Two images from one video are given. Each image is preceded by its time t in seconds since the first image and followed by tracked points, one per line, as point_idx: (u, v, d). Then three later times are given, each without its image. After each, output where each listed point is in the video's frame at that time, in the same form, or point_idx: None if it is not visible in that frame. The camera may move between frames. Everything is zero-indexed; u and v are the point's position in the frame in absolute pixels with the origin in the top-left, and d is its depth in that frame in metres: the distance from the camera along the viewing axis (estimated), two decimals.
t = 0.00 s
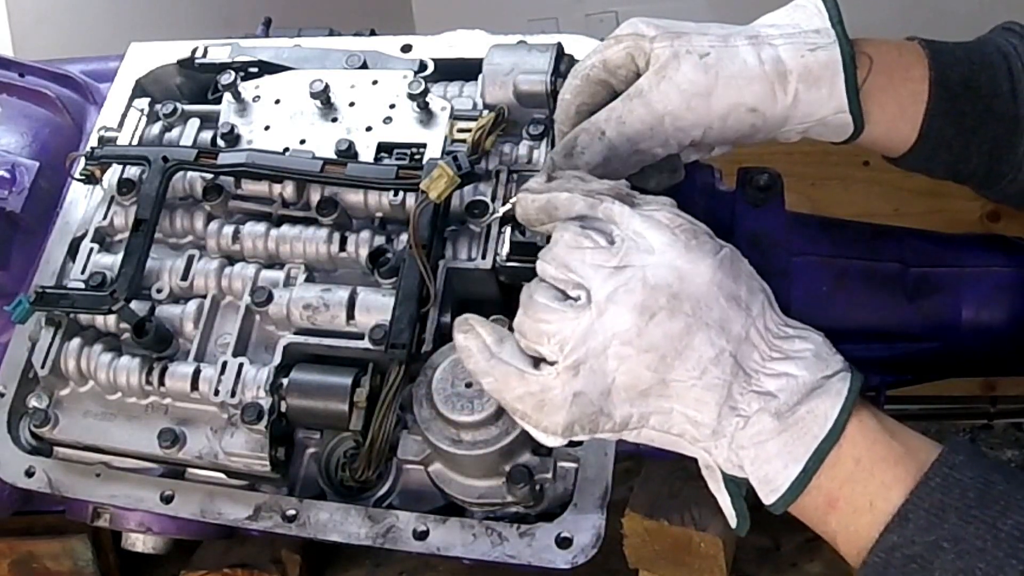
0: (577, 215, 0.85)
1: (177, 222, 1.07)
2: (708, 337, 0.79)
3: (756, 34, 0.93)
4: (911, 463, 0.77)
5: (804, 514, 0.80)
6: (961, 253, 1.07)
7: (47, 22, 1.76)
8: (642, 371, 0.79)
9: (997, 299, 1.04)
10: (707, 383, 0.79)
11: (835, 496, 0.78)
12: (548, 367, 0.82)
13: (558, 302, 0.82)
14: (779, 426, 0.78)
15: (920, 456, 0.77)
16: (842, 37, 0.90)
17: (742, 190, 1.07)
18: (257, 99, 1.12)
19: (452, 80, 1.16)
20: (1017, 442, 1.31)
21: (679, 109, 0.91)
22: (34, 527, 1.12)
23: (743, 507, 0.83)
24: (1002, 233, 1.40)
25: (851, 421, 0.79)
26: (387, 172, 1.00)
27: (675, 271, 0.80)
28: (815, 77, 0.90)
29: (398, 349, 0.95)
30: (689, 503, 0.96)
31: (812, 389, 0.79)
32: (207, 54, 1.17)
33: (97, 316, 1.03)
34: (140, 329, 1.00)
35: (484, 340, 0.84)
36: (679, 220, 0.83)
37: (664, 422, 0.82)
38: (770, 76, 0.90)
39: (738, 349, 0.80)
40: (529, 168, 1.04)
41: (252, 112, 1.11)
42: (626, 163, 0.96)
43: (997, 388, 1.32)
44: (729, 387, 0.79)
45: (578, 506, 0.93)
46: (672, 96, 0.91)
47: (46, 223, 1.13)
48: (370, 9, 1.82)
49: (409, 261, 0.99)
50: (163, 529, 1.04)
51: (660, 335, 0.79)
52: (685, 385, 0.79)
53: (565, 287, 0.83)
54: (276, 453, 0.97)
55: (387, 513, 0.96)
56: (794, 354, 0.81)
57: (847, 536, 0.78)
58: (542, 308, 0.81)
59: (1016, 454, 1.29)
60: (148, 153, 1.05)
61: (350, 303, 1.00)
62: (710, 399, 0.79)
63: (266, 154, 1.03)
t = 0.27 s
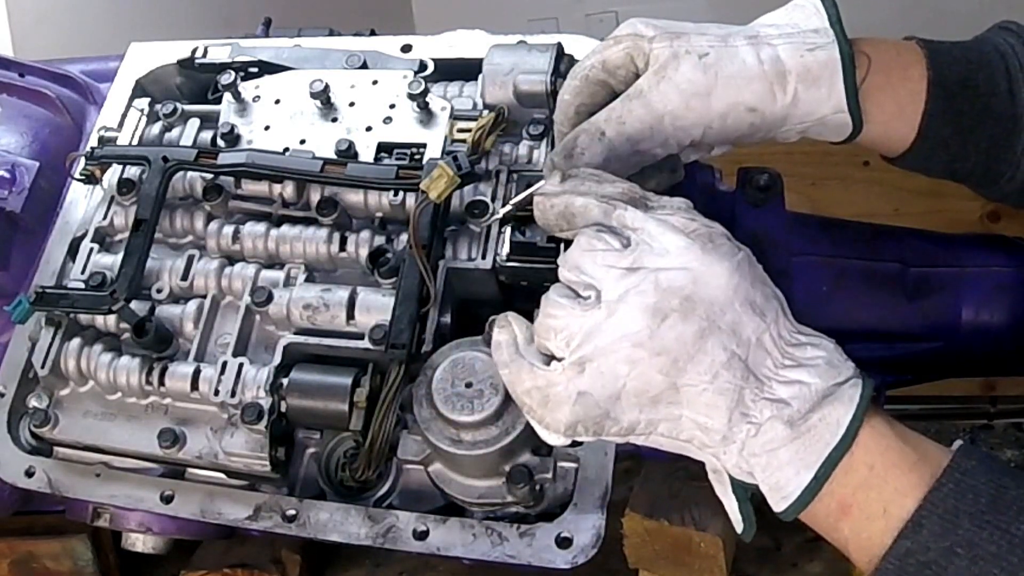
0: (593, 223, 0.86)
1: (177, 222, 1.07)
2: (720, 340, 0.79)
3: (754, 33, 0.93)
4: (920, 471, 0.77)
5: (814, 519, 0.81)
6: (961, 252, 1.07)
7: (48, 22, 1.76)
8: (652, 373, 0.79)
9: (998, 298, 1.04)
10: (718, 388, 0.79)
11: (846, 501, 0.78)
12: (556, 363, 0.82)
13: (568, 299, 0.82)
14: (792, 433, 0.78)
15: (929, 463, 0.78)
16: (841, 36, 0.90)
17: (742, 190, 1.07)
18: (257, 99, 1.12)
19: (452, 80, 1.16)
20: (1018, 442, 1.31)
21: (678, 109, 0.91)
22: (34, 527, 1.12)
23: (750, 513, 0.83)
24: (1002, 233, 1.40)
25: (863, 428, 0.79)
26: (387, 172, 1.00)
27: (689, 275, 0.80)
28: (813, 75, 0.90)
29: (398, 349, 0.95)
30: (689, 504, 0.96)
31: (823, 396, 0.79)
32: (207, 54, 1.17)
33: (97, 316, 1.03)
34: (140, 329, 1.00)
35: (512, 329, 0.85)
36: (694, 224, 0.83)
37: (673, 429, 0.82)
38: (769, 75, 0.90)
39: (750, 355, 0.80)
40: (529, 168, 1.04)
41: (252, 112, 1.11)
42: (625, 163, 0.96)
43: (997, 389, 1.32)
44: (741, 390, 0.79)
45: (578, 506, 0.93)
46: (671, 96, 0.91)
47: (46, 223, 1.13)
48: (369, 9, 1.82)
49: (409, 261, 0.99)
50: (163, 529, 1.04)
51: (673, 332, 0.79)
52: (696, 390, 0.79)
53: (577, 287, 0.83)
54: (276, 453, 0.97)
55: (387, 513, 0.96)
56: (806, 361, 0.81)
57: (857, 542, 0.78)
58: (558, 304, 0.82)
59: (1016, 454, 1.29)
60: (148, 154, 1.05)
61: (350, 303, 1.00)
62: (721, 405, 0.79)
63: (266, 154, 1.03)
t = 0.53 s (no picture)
0: (604, 232, 0.86)
1: (177, 222, 1.07)
2: (725, 346, 0.79)
3: (749, 30, 0.93)
4: (925, 475, 0.78)
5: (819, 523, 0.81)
6: (961, 252, 1.07)
7: (48, 22, 1.76)
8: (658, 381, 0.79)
9: (999, 298, 1.04)
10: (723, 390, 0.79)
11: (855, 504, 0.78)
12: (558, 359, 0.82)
13: (575, 300, 0.82)
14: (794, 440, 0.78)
15: (933, 467, 0.78)
16: (836, 30, 0.90)
17: (742, 190, 1.07)
18: (257, 99, 1.12)
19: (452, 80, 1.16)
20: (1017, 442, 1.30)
21: (676, 106, 0.91)
22: (34, 527, 1.12)
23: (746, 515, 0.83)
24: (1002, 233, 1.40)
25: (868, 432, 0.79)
26: (387, 172, 1.00)
27: (696, 282, 0.80)
28: (810, 70, 0.90)
29: (399, 349, 0.95)
30: (689, 504, 0.96)
31: (828, 403, 0.79)
32: (207, 54, 1.17)
33: (97, 316, 1.03)
34: (140, 329, 1.00)
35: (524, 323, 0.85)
36: (701, 231, 0.83)
37: (675, 434, 0.81)
38: (767, 70, 0.90)
39: (755, 360, 0.80)
40: (529, 168, 1.04)
41: (252, 112, 1.11)
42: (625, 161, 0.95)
43: (997, 389, 1.33)
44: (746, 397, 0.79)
45: (578, 506, 0.93)
46: (670, 94, 0.91)
47: (47, 223, 1.13)
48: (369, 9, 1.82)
49: (409, 261, 0.99)
50: (163, 530, 1.04)
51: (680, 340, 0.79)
52: (700, 395, 0.79)
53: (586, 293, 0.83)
54: (276, 452, 0.97)
55: (387, 513, 0.96)
56: (810, 368, 0.81)
57: (862, 546, 0.78)
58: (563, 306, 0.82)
59: (1016, 454, 1.28)
60: (148, 153, 1.05)
61: (350, 303, 1.00)
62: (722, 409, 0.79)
63: (266, 154, 1.03)
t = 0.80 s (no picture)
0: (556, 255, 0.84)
1: (177, 222, 1.07)
2: (499, 376, 0.65)
3: (750, 24, 0.94)
4: (808, 520, 0.66)
5: None
6: (960, 252, 1.07)
7: (46, 22, 1.76)
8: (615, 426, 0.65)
9: (997, 297, 1.04)
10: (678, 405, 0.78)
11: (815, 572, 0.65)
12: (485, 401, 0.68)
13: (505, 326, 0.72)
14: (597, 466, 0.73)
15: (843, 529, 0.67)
16: (835, 26, 0.92)
17: (742, 190, 1.07)
18: (257, 99, 1.12)
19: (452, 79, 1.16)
20: (1018, 443, 1.29)
21: (680, 101, 0.92)
22: (34, 527, 1.12)
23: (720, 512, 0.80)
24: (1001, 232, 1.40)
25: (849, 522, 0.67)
26: (387, 172, 1.01)
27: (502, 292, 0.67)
28: (810, 62, 0.92)
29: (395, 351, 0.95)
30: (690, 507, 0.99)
31: (637, 446, 0.65)
32: (207, 54, 1.17)
33: (98, 316, 1.03)
34: (139, 329, 1.00)
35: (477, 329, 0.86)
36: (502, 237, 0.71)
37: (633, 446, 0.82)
38: (768, 64, 0.92)
39: (579, 385, 0.66)
40: (529, 168, 1.04)
41: (252, 113, 1.11)
42: (632, 160, 0.96)
43: (997, 389, 1.34)
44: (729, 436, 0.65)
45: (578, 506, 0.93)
46: (674, 91, 0.91)
47: (47, 223, 1.13)
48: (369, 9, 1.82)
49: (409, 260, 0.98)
50: (163, 530, 1.04)
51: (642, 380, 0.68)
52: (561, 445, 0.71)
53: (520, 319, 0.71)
54: (276, 453, 0.97)
55: (387, 512, 0.96)
56: (632, 379, 0.66)
57: None
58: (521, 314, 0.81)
59: (1016, 454, 1.27)
60: (148, 153, 1.05)
61: (349, 303, 1.00)
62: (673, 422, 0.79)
63: (266, 154, 1.03)
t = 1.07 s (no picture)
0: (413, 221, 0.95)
1: (177, 222, 1.07)
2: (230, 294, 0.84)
3: (747, 22, 0.93)
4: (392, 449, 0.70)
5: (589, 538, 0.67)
6: (961, 253, 1.07)
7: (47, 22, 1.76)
8: (262, 348, 0.80)
9: (995, 296, 1.05)
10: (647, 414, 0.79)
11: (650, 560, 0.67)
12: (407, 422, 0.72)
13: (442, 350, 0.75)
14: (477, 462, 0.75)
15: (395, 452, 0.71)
16: (831, 20, 0.91)
17: (742, 190, 1.07)
18: (257, 99, 1.12)
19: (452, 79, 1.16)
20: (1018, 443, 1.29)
21: (676, 100, 0.90)
22: (34, 527, 1.12)
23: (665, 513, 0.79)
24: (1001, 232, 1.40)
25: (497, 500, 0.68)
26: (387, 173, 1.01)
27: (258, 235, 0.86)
28: (809, 58, 0.90)
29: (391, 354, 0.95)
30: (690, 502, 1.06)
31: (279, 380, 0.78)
32: (207, 54, 1.17)
33: (97, 316, 1.03)
34: (139, 329, 0.99)
35: (379, 233, 0.91)
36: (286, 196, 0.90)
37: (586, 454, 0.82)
38: (765, 61, 0.90)
39: (260, 319, 0.82)
40: (529, 168, 1.04)
41: (252, 112, 1.11)
42: (630, 164, 0.94)
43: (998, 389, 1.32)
44: (259, 371, 0.78)
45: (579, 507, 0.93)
46: (671, 90, 0.90)
47: (47, 223, 1.13)
48: (369, 8, 1.81)
49: (409, 262, 0.99)
50: (163, 530, 1.04)
51: (343, 341, 0.82)
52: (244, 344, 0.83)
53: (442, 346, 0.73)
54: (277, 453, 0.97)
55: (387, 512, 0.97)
56: (298, 342, 0.81)
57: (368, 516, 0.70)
58: (303, 221, 0.87)
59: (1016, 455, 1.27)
60: (148, 153, 1.05)
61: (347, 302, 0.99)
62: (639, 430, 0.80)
63: (266, 154, 1.03)
